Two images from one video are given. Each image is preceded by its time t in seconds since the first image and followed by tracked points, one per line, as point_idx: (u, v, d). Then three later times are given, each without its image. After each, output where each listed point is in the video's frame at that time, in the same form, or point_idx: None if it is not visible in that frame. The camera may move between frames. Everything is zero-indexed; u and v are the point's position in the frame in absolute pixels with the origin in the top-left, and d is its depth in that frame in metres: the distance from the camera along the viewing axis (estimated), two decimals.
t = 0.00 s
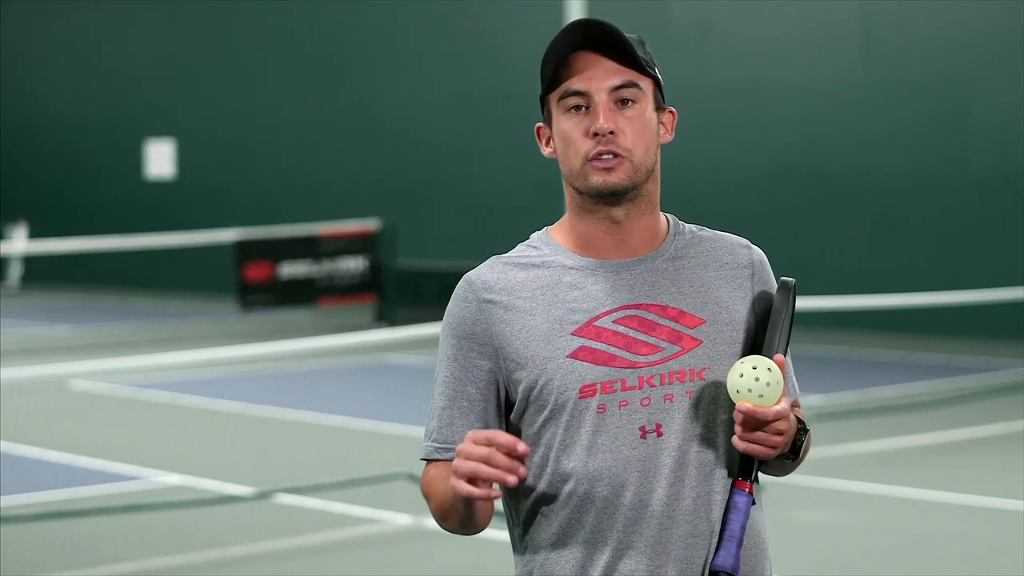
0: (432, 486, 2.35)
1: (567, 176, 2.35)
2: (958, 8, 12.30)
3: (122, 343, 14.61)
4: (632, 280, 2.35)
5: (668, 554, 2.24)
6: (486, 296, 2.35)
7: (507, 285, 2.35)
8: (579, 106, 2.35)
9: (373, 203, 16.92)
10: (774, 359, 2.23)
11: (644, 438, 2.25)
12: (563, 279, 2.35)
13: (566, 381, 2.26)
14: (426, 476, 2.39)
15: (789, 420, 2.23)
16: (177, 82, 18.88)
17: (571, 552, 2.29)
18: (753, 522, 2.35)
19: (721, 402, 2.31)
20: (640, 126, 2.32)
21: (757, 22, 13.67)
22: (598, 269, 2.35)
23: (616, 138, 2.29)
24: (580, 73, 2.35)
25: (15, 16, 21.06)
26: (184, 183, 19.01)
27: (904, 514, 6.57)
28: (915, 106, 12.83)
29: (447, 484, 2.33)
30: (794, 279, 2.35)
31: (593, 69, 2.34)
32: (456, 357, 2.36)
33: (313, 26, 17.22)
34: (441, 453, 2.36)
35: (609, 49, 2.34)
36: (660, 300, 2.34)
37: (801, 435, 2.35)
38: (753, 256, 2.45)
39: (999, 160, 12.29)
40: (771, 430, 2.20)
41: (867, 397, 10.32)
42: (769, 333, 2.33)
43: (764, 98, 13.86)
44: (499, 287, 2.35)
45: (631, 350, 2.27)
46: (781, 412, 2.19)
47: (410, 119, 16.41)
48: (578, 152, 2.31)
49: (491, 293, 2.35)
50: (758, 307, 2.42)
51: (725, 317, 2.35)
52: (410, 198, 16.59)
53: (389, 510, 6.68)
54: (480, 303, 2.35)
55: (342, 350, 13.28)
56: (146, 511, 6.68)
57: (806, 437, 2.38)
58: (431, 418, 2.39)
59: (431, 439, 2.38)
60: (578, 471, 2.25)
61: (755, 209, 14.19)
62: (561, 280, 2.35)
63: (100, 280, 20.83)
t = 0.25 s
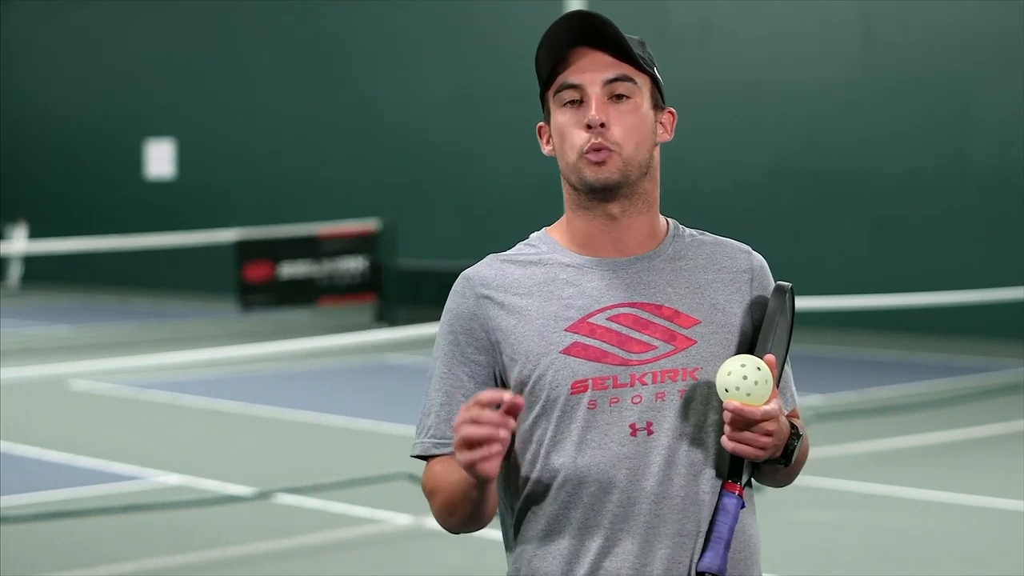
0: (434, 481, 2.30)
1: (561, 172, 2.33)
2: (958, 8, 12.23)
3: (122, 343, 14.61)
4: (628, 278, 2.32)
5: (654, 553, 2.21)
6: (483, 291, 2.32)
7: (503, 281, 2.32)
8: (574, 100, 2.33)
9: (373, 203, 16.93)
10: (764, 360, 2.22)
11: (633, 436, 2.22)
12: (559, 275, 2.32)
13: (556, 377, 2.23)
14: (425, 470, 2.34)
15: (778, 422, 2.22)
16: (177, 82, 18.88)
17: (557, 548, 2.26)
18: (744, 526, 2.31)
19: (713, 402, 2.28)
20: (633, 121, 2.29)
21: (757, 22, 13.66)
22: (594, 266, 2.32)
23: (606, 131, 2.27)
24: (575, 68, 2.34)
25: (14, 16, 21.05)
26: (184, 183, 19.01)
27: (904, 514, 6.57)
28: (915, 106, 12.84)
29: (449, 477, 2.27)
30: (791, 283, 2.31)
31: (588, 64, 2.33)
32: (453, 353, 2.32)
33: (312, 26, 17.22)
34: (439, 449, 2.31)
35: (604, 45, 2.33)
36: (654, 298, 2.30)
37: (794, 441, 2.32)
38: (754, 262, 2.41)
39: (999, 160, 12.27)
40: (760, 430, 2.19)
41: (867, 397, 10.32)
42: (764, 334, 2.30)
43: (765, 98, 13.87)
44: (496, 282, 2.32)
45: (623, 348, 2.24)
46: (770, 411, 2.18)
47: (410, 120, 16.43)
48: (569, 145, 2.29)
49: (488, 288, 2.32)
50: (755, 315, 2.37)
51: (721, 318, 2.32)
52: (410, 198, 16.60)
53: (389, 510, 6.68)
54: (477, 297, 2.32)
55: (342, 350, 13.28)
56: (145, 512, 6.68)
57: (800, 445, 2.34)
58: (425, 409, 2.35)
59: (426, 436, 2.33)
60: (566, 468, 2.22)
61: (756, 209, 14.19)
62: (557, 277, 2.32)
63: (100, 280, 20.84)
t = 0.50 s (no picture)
0: (403, 464, 2.17)
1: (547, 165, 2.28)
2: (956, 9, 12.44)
3: (122, 343, 14.61)
4: (603, 275, 2.26)
5: (619, 552, 2.15)
6: (459, 280, 2.22)
7: (480, 272, 2.23)
8: (570, 94, 2.29)
9: (373, 203, 16.92)
10: (740, 361, 2.20)
11: (603, 432, 2.16)
12: (535, 269, 2.25)
13: (526, 370, 2.16)
14: (396, 461, 2.19)
15: (749, 425, 2.20)
16: (177, 82, 18.89)
17: (514, 545, 2.17)
18: (706, 531, 2.27)
19: (684, 402, 2.23)
20: (626, 122, 2.25)
21: (757, 22, 13.68)
22: (570, 263, 2.26)
23: (598, 128, 2.22)
24: (574, 62, 2.29)
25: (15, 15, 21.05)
26: (184, 183, 19.02)
27: (904, 514, 6.58)
28: (916, 106, 12.86)
29: (427, 460, 2.12)
30: (763, 292, 2.29)
31: (587, 59, 2.28)
32: (427, 339, 2.20)
33: (314, 26, 17.23)
34: (415, 434, 2.17)
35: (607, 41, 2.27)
36: (628, 298, 2.26)
37: (758, 448, 2.31)
38: (723, 270, 2.39)
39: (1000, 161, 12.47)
40: (733, 429, 2.16)
41: (867, 397, 10.32)
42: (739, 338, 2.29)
43: (765, 98, 13.81)
44: (471, 271, 2.23)
45: (597, 344, 2.19)
46: (743, 411, 2.16)
47: (410, 120, 16.43)
48: (558, 138, 2.24)
49: (465, 277, 2.22)
50: (726, 322, 2.35)
51: (692, 322, 2.29)
52: (410, 198, 16.56)
53: (390, 511, 6.69)
54: (452, 285, 2.22)
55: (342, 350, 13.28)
56: (146, 511, 6.69)
57: (762, 452, 2.34)
58: (396, 399, 2.22)
59: (396, 426, 2.19)
60: (532, 463, 2.14)
61: (755, 210, 14.09)
62: (531, 271, 2.24)
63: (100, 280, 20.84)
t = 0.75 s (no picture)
0: (365, 448, 2.15)
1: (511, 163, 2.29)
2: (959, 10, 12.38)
3: (122, 343, 14.62)
4: (559, 276, 2.28)
5: (563, 552, 2.17)
6: (420, 273, 2.22)
7: (441, 267, 2.24)
8: (537, 94, 2.30)
9: (373, 203, 16.95)
10: (691, 365, 2.23)
11: (552, 432, 2.19)
12: (493, 267, 2.26)
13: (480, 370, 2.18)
14: (357, 444, 2.17)
15: (699, 429, 2.23)
16: (177, 81, 18.89)
17: (458, 543, 2.18)
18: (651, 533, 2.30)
19: (633, 406, 2.27)
20: (594, 125, 2.27)
21: (757, 22, 13.68)
22: (528, 263, 2.28)
23: (568, 129, 2.24)
24: (545, 61, 2.30)
25: (15, 15, 21.05)
26: (184, 182, 19.02)
27: (903, 514, 6.59)
28: (915, 106, 12.87)
29: (392, 441, 2.11)
30: (718, 296, 2.33)
31: (558, 61, 2.29)
32: (388, 329, 2.19)
33: (314, 25, 17.23)
34: (376, 418, 2.15)
35: (578, 43, 2.30)
36: (583, 298, 2.28)
37: (707, 452, 2.34)
38: (679, 273, 2.43)
39: (999, 160, 12.46)
40: (680, 433, 2.19)
41: (868, 397, 10.33)
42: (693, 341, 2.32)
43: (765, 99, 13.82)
44: (431, 265, 2.24)
45: (550, 346, 2.22)
46: (694, 415, 2.19)
47: (410, 120, 16.44)
48: (526, 137, 2.25)
49: (425, 270, 2.23)
50: (680, 326, 2.38)
51: (645, 325, 2.32)
52: (410, 198, 16.55)
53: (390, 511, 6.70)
54: (414, 279, 2.22)
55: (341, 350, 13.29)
56: (146, 511, 6.70)
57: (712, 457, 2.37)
58: (359, 383, 2.20)
59: (361, 404, 2.17)
60: (481, 461, 2.16)
61: (756, 211, 14.13)
62: (488, 268, 2.26)
63: (100, 280, 20.85)
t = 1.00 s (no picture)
0: (324, 446, 2.14)
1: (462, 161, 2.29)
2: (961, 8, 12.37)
3: (122, 343, 14.63)
4: (516, 279, 2.28)
5: (522, 553, 2.17)
6: (378, 280, 2.24)
7: (399, 272, 2.25)
8: (490, 92, 2.30)
9: (373, 203, 16.96)
10: (645, 362, 2.19)
11: (510, 436, 2.18)
12: (450, 271, 2.27)
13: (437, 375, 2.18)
14: (320, 443, 2.16)
15: (656, 427, 2.19)
16: (178, 81, 18.90)
17: (421, 546, 2.20)
18: (615, 530, 2.29)
19: (593, 406, 2.25)
20: (540, 122, 2.25)
21: (756, 22, 13.68)
22: (484, 266, 2.28)
23: (511, 125, 2.23)
24: (499, 60, 2.30)
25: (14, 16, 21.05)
26: (184, 183, 19.03)
27: (903, 515, 6.59)
28: (914, 106, 12.87)
29: (348, 436, 2.10)
30: (677, 290, 2.31)
31: (510, 59, 2.29)
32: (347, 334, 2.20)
33: (314, 25, 17.22)
34: (339, 418, 2.15)
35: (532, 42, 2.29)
36: (540, 300, 2.27)
37: (671, 446, 2.28)
38: (641, 267, 2.41)
39: (999, 160, 12.45)
40: (636, 432, 2.14)
41: (868, 397, 10.33)
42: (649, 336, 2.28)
43: (764, 99, 13.83)
44: (389, 271, 2.25)
45: (507, 349, 2.21)
46: (649, 414, 2.15)
47: (410, 120, 16.44)
48: (472, 132, 2.25)
49: (383, 277, 2.24)
50: (640, 321, 2.36)
51: (605, 322, 2.31)
52: (409, 198, 16.53)
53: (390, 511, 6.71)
54: (371, 286, 2.23)
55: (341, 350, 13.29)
56: (146, 512, 6.70)
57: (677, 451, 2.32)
58: (323, 385, 2.21)
59: (324, 404, 2.18)
60: (440, 464, 2.17)
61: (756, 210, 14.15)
62: (446, 273, 2.27)
63: (100, 280, 20.87)
